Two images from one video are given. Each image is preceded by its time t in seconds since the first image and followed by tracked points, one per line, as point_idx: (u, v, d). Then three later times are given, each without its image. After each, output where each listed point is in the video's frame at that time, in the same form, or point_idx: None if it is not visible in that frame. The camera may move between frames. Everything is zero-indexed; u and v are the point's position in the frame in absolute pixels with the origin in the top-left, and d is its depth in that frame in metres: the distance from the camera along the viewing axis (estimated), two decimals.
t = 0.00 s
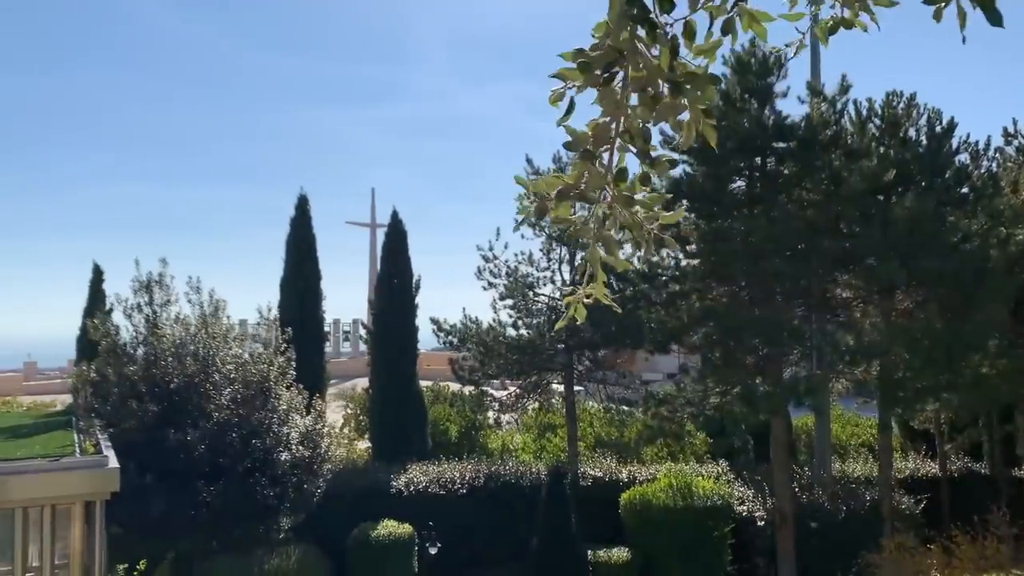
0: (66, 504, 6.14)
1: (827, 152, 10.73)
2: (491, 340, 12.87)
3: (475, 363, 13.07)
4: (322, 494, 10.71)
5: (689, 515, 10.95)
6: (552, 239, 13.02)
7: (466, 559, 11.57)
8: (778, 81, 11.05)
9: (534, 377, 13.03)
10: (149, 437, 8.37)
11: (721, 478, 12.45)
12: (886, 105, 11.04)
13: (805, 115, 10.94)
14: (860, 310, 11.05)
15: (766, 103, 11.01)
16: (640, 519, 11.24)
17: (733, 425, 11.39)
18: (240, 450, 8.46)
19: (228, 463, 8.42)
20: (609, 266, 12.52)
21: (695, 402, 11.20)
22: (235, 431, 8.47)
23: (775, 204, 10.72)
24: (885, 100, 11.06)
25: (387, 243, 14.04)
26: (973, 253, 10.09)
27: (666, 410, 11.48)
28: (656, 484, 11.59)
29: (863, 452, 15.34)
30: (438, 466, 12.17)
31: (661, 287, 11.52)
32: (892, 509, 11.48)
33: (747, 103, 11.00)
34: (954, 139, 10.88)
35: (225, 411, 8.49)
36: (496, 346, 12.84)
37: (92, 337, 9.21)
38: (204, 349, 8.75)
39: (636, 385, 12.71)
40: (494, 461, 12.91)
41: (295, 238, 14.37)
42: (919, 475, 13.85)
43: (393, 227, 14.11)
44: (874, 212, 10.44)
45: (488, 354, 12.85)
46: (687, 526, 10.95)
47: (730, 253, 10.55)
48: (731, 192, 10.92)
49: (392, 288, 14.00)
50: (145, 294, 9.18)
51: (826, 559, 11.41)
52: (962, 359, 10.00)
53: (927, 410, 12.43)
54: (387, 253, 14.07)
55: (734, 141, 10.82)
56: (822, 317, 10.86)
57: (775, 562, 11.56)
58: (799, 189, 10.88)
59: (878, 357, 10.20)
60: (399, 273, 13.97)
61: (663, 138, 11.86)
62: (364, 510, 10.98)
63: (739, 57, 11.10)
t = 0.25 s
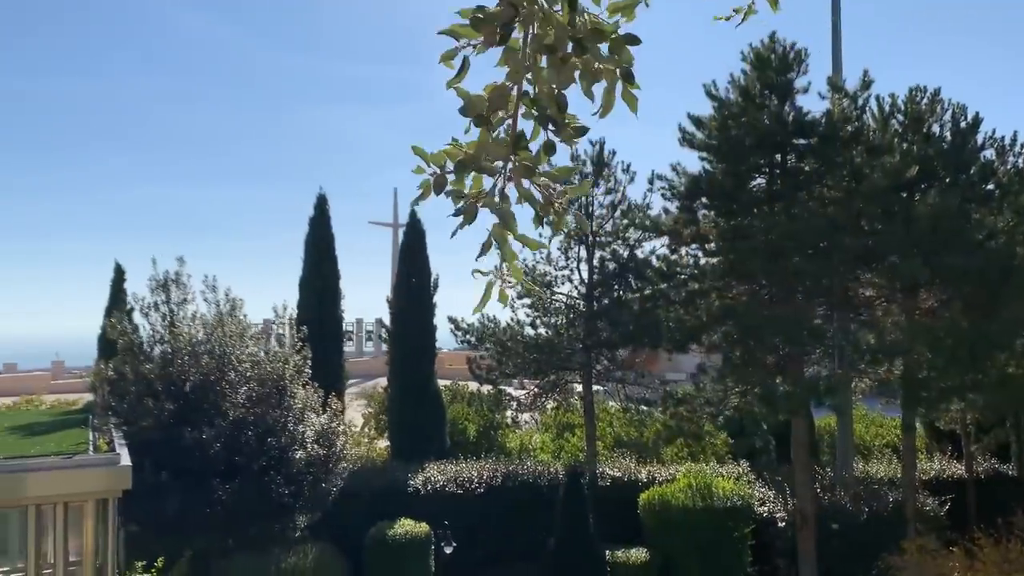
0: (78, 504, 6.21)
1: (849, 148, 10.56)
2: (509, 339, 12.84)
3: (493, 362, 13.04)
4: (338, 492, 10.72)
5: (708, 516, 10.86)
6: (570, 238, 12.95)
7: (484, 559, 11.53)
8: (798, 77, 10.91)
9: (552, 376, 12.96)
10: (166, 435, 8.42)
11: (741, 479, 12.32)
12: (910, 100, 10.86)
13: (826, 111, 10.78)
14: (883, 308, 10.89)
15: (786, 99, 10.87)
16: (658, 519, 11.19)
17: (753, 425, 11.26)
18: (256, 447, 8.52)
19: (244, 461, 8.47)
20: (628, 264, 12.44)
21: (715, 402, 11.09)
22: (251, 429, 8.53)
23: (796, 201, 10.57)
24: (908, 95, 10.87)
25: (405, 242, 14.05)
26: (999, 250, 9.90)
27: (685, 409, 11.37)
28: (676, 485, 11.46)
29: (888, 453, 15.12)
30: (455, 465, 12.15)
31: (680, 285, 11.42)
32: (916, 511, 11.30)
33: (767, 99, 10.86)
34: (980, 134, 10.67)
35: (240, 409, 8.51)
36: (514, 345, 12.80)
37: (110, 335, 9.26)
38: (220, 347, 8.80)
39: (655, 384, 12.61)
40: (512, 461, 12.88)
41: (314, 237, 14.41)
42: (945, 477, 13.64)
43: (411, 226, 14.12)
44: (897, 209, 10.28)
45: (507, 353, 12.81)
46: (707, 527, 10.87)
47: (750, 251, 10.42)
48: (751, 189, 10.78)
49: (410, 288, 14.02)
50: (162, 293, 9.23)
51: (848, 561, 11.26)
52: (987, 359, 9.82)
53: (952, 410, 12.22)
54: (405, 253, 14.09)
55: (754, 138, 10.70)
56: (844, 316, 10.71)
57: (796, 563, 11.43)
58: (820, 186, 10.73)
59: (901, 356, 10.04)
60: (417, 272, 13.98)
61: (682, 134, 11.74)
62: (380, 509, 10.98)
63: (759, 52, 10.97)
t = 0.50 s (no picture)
0: (92, 498, 6.23)
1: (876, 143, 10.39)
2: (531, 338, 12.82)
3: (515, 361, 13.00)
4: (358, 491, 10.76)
5: (732, 516, 10.71)
6: (592, 236, 12.88)
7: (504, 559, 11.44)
8: (824, 71, 10.75)
9: (574, 376, 12.85)
10: (186, 431, 8.51)
11: (765, 479, 12.18)
12: (940, 93, 10.64)
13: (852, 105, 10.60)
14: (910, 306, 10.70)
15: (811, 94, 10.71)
16: (681, 519, 10.89)
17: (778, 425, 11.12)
18: (273, 444, 8.52)
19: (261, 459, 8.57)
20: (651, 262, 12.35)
21: (738, 400, 10.97)
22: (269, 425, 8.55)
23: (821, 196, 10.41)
24: (938, 88, 10.66)
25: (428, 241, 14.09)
26: None
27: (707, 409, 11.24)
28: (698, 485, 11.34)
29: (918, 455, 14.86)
30: (476, 464, 12.13)
31: (703, 283, 11.32)
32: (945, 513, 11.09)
33: (792, 94, 10.71)
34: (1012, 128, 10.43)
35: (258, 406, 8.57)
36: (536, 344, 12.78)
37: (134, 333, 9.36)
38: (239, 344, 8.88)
39: (679, 383, 12.50)
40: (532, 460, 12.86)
41: (337, 236, 14.49)
42: (976, 479, 13.37)
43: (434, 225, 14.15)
44: (925, 204, 10.08)
45: (529, 351, 12.78)
46: (730, 527, 10.73)
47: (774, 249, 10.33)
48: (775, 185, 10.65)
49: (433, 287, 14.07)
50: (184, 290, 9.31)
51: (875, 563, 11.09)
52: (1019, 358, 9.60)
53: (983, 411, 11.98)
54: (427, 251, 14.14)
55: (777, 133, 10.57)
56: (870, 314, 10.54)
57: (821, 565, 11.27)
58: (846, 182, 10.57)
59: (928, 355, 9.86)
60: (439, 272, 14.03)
61: (705, 130, 11.63)
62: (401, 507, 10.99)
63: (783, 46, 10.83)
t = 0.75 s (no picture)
0: (100, 496, 6.28)
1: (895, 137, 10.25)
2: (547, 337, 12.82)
3: (531, 360, 12.98)
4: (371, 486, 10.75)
5: (750, 518, 10.47)
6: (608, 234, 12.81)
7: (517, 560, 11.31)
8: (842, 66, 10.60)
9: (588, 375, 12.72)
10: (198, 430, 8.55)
11: (783, 479, 12.06)
12: (961, 87, 10.48)
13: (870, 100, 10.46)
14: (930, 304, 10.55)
15: (830, 88, 10.56)
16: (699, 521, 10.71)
17: (795, 424, 11.01)
18: (284, 442, 8.57)
19: (273, 457, 8.53)
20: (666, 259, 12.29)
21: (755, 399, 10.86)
22: (280, 424, 8.60)
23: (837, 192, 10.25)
24: (959, 82, 10.49)
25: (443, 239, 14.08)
26: None
27: (720, 409, 11.06)
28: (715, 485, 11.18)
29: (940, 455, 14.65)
30: (491, 463, 12.11)
31: (719, 281, 11.22)
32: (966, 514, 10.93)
33: (809, 89, 10.58)
34: None
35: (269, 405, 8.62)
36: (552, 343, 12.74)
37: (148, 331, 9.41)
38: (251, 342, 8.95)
39: (696, 382, 12.41)
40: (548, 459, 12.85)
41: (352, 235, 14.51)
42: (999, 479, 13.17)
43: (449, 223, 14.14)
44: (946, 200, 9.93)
45: (546, 350, 12.75)
46: (749, 529, 10.51)
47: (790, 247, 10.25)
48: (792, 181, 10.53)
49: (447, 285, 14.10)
50: (196, 288, 9.35)
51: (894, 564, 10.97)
52: None
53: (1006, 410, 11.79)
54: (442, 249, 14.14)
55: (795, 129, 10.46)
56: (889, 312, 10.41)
57: (839, 566, 11.15)
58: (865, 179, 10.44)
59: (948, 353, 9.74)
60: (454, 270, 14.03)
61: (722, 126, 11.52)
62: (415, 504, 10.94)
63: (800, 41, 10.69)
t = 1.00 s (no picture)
0: (104, 496, 6.31)
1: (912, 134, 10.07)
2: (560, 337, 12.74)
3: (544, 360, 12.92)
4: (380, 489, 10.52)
5: (765, 520, 10.37)
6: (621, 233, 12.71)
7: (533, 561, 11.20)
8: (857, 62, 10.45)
9: (603, 376, 12.64)
10: (206, 430, 8.58)
11: (799, 481, 11.92)
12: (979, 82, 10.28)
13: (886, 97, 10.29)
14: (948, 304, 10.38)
15: (846, 85, 10.39)
16: (712, 522, 10.62)
17: (810, 426, 10.88)
18: (292, 442, 8.58)
19: (281, 456, 8.55)
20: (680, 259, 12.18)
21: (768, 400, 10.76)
22: (288, 424, 8.60)
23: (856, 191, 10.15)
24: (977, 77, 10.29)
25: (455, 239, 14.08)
26: None
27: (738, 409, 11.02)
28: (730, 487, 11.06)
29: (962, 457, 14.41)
30: (503, 463, 12.07)
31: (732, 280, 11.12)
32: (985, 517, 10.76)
33: (824, 86, 10.43)
34: None
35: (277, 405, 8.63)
36: (565, 344, 12.69)
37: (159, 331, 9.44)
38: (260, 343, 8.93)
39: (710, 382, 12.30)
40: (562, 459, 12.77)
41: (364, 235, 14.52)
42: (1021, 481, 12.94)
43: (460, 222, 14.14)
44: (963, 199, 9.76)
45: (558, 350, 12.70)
46: (763, 531, 10.41)
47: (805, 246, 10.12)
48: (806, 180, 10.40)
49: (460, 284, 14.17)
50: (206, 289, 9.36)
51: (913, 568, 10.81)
52: None
53: None
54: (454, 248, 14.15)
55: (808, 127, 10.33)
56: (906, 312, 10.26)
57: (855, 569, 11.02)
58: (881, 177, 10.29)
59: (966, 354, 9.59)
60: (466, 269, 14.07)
61: (736, 124, 11.40)
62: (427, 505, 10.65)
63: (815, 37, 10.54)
